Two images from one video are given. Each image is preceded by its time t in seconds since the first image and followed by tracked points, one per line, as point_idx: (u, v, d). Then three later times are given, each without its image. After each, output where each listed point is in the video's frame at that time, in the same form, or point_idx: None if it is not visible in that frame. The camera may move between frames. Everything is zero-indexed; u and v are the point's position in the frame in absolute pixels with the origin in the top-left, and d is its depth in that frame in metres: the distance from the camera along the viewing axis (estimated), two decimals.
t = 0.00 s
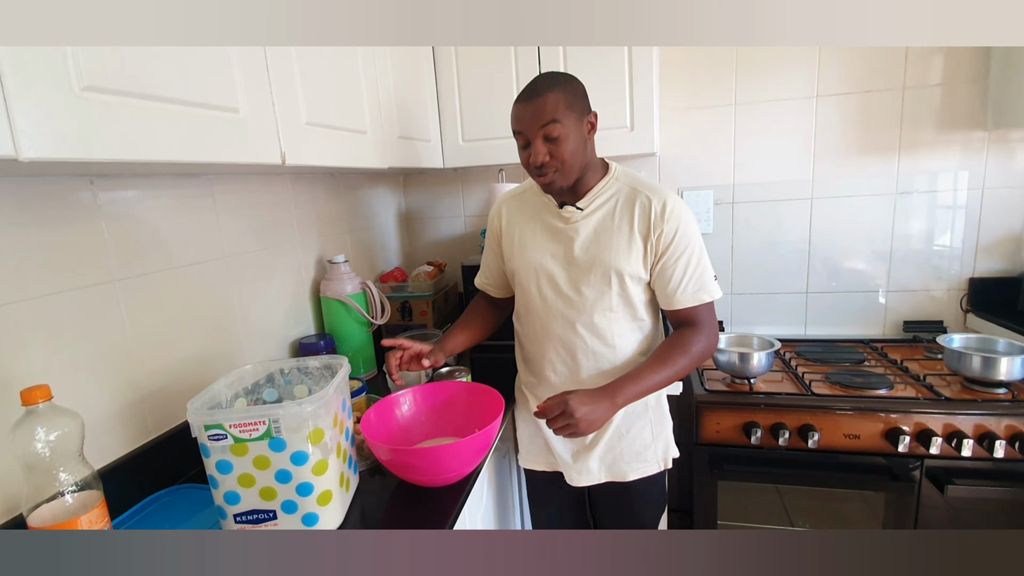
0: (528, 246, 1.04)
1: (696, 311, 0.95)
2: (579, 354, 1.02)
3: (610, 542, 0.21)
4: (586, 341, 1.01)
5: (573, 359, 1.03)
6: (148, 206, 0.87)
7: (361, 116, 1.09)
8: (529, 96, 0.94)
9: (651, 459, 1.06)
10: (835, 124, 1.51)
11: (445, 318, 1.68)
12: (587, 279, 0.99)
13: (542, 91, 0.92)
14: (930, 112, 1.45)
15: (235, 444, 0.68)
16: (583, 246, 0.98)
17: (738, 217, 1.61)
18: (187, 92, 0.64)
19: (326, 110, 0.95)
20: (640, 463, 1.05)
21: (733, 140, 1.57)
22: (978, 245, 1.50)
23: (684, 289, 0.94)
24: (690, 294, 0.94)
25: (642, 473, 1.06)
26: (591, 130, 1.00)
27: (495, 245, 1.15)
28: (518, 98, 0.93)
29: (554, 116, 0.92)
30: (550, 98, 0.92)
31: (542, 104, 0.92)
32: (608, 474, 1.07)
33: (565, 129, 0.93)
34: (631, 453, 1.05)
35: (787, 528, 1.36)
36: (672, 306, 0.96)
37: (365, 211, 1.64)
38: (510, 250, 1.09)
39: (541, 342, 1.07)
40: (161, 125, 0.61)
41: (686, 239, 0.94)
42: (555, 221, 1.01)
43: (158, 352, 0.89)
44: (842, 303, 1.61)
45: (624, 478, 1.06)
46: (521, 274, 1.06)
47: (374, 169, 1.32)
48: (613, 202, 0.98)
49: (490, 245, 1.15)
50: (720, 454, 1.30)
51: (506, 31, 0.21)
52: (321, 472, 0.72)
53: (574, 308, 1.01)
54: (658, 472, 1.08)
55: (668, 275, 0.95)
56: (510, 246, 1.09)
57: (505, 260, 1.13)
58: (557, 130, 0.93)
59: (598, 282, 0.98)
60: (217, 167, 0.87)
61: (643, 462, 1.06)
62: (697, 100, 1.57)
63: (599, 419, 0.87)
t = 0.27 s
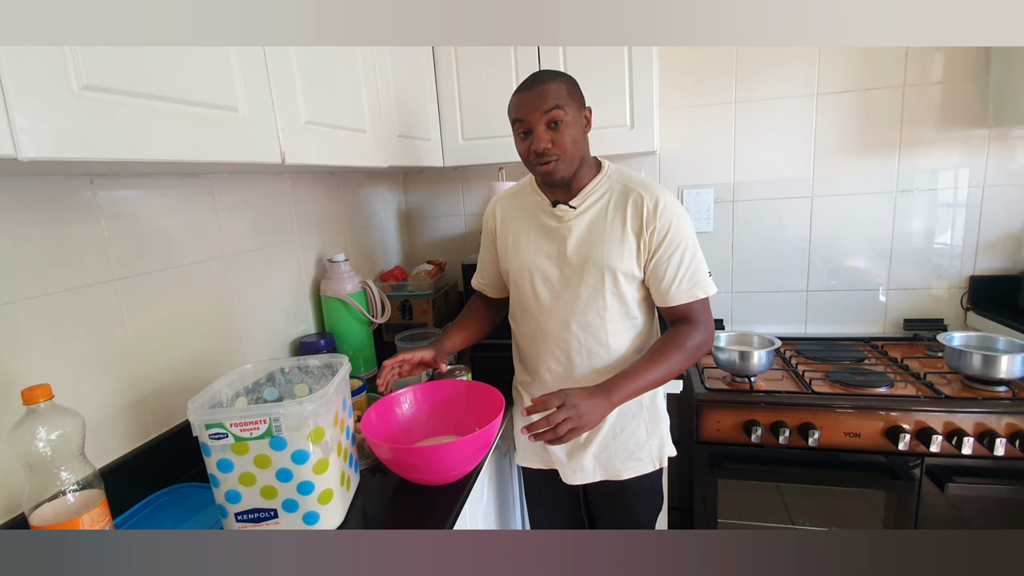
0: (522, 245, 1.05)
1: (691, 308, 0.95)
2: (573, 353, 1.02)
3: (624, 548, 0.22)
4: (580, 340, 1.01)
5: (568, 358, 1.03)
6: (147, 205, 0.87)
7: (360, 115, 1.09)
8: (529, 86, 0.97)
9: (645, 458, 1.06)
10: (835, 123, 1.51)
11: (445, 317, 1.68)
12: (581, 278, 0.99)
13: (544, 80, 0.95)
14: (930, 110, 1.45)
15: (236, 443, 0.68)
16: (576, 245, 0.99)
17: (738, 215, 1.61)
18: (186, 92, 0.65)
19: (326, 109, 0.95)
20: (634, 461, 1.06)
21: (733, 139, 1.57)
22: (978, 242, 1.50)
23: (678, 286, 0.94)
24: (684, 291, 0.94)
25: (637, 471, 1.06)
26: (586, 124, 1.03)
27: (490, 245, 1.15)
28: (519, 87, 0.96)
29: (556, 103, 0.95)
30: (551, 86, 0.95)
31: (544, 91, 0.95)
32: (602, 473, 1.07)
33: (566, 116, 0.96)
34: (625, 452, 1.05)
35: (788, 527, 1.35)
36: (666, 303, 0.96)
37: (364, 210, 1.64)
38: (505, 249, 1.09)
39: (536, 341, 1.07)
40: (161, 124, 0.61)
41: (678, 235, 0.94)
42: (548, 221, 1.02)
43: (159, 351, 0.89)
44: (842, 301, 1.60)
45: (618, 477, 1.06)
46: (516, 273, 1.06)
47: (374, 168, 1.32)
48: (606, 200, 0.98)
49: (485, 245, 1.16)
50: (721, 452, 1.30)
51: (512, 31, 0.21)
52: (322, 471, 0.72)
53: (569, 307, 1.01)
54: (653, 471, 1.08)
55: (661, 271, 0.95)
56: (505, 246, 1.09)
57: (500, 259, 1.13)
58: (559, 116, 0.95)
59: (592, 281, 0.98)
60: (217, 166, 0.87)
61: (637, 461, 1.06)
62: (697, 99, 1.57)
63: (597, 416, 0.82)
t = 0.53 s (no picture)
0: (519, 244, 1.05)
1: (685, 306, 0.93)
2: (570, 351, 1.03)
3: (626, 545, 0.22)
4: (577, 338, 1.01)
5: (564, 356, 1.04)
6: (149, 204, 0.87)
7: (361, 115, 1.09)
8: (529, 84, 0.97)
9: (643, 457, 1.06)
10: (835, 122, 1.51)
11: (446, 316, 1.68)
12: (576, 276, 0.99)
13: (543, 77, 0.96)
14: (931, 109, 1.45)
15: (238, 442, 0.68)
16: (572, 243, 0.99)
17: (738, 214, 1.61)
18: (187, 91, 0.65)
19: (327, 108, 0.95)
20: (632, 460, 1.06)
21: (734, 138, 1.57)
22: (978, 241, 1.50)
23: (671, 283, 0.93)
24: (677, 288, 0.93)
25: (636, 470, 1.06)
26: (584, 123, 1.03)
27: (489, 246, 1.16)
28: (518, 84, 0.96)
29: (555, 100, 0.95)
30: (550, 83, 0.96)
31: (543, 88, 0.95)
32: (600, 472, 1.07)
33: (565, 113, 0.96)
34: (623, 451, 1.05)
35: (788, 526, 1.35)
36: (661, 301, 0.94)
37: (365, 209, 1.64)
38: (503, 249, 1.10)
39: (534, 340, 1.07)
40: (162, 123, 0.61)
41: (672, 232, 0.93)
42: (545, 219, 1.02)
43: (160, 350, 0.89)
44: (843, 300, 1.60)
45: (617, 475, 1.06)
46: (513, 272, 1.06)
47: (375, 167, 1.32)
48: (600, 198, 0.98)
49: (484, 245, 1.16)
50: (721, 451, 1.30)
51: (515, 31, 0.21)
52: (323, 470, 0.72)
53: (565, 306, 1.01)
54: (652, 469, 1.08)
55: (655, 268, 0.95)
56: (503, 246, 1.09)
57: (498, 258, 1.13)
58: (558, 112, 0.96)
59: (587, 279, 0.98)
60: (218, 166, 0.87)
61: (635, 460, 1.06)
62: (698, 98, 1.57)
63: (584, 411, 0.78)
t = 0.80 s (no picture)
0: (519, 242, 1.05)
1: (682, 303, 0.92)
2: (569, 349, 1.03)
3: (627, 544, 0.22)
4: (576, 336, 1.02)
5: (563, 354, 1.04)
6: (149, 203, 0.87)
7: (362, 113, 1.09)
8: (529, 83, 0.98)
9: (643, 456, 1.06)
10: (835, 121, 1.51)
11: (446, 315, 1.68)
12: (575, 274, 0.99)
13: (542, 76, 0.96)
14: (931, 108, 1.45)
15: (239, 440, 0.69)
16: (570, 241, 0.99)
17: (738, 213, 1.61)
18: (189, 90, 0.65)
19: (327, 107, 0.95)
20: (633, 459, 1.06)
21: (734, 137, 1.57)
22: (979, 241, 1.50)
23: (667, 279, 0.91)
24: (673, 285, 0.91)
25: (636, 469, 1.06)
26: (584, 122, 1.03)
27: (490, 245, 1.17)
28: (518, 83, 0.97)
29: (554, 99, 0.96)
30: (550, 82, 0.96)
31: (543, 86, 0.96)
32: (600, 471, 1.07)
33: (564, 112, 0.96)
34: (623, 450, 1.05)
35: (788, 524, 1.35)
36: (658, 298, 0.93)
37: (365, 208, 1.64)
38: (503, 247, 1.10)
39: (534, 338, 1.07)
40: (163, 122, 0.61)
41: (670, 229, 0.93)
42: (544, 218, 1.02)
43: (161, 348, 0.89)
44: (843, 299, 1.60)
45: (616, 474, 1.07)
46: (513, 270, 1.06)
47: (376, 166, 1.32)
48: (599, 196, 0.99)
49: (485, 244, 1.17)
50: (721, 450, 1.30)
51: (515, 31, 0.21)
52: (324, 468, 0.72)
53: (563, 303, 1.01)
54: (652, 468, 1.08)
55: (651, 265, 0.94)
56: (503, 244, 1.10)
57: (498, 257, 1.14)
58: (558, 111, 0.96)
59: (585, 277, 0.98)
60: (220, 164, 0.87)
61: (635, 459, 1.06)
62: (698, 97, 1.57)
63: (574, 409, 0.77)
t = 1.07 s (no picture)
0: (519, 242, 1.05)
1: (683, 302, 0.92)
2: (570, 348, 1.03)
3: (630, 545, 0.22)
4: (576, 334, 1.02)
5: (564, 353, 1.04)
6: (150, 202, 0.87)
7: (362, 113, 1.08)
8: (529, 83, 0.97)
9: (643, 456, 1.06)
10: (835, 121, 1.51)
11: (446, 314, 1.68)
12: (575, 273, 0.99)
13: (543, 77, 0.96)
14: (931, 109, 1.45)
15: (240, 440, 0.69)
16: (571, 240, 0.99)
17: (738, 213, 1.61)
18: (189, 89, 0.65)
19: (328, 107, 0.95)
20: (633, 459, 1.06)
21: (734, 137, 1.57)
22: (978, 241, 1.50)
23: (668, 277, 0.91)
24: (673, 283, 0.91)
25: (636, 468, 1.06)
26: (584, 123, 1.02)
27: (490, 244, 1.17)
28: (518, 84, 0.96)
29: (554, 100, 0.95)
30: (550, 83, 0.95)
31: (543, 88, 0.95)
32: (600, 470, 1.07)
33: (564, 113, 0.96)
34: (624, 449, 1.05)
35: (787, 524, 1.35)
36: (658, 297, 0.93)
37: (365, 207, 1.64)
38: (503, 246, 1.10)
39: (534, 336, 1.07)
40: (163, 121, 0.61)
41: (670, 227, 0.93)
42: (545, 217, 1.02)
43: (161, 347, 0.89)
44: (842, 299, 1.61)
45: (617, 474, 1.07)
46: (513, 269, 1.06)
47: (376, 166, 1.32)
48: (600, 194, 0.99)
49: (485, 243, 1.17)
50: (721, 449, 1.30)
51: (517, 33, 0.21)
52: (324, 468, 0.72)
53: (564, 302, 1.01)
54: (652, 468, 1.08)
55: (651, 263, 0.94)
56: (503, 243, 1.10)
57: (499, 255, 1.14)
58: (558, 113, 0.96)
59: (586, 276, 0.98)
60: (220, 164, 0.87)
61: (635, 458, 1.06)
62: (698, 97, 1.57)
63: (572, 408, 0.77)
